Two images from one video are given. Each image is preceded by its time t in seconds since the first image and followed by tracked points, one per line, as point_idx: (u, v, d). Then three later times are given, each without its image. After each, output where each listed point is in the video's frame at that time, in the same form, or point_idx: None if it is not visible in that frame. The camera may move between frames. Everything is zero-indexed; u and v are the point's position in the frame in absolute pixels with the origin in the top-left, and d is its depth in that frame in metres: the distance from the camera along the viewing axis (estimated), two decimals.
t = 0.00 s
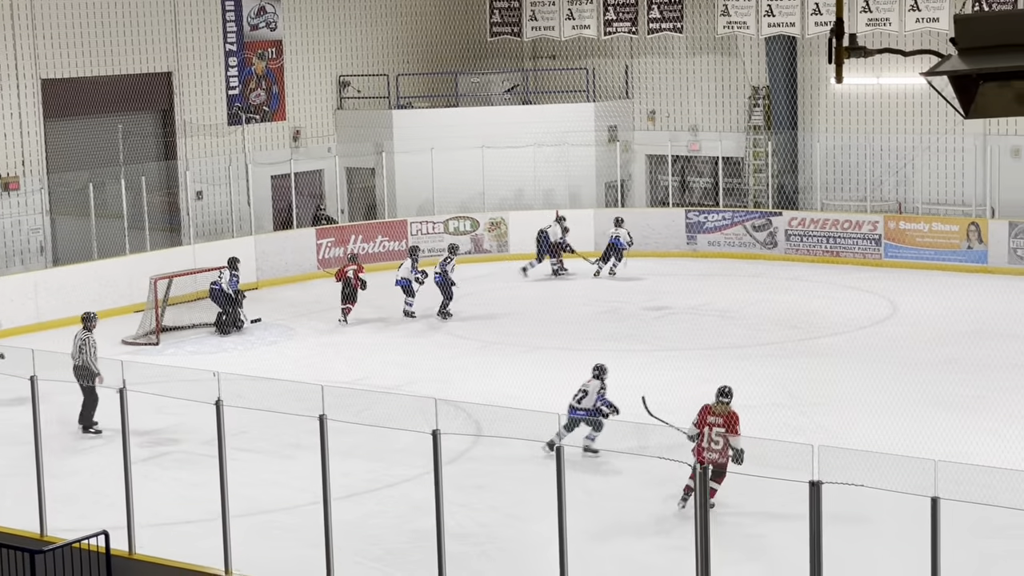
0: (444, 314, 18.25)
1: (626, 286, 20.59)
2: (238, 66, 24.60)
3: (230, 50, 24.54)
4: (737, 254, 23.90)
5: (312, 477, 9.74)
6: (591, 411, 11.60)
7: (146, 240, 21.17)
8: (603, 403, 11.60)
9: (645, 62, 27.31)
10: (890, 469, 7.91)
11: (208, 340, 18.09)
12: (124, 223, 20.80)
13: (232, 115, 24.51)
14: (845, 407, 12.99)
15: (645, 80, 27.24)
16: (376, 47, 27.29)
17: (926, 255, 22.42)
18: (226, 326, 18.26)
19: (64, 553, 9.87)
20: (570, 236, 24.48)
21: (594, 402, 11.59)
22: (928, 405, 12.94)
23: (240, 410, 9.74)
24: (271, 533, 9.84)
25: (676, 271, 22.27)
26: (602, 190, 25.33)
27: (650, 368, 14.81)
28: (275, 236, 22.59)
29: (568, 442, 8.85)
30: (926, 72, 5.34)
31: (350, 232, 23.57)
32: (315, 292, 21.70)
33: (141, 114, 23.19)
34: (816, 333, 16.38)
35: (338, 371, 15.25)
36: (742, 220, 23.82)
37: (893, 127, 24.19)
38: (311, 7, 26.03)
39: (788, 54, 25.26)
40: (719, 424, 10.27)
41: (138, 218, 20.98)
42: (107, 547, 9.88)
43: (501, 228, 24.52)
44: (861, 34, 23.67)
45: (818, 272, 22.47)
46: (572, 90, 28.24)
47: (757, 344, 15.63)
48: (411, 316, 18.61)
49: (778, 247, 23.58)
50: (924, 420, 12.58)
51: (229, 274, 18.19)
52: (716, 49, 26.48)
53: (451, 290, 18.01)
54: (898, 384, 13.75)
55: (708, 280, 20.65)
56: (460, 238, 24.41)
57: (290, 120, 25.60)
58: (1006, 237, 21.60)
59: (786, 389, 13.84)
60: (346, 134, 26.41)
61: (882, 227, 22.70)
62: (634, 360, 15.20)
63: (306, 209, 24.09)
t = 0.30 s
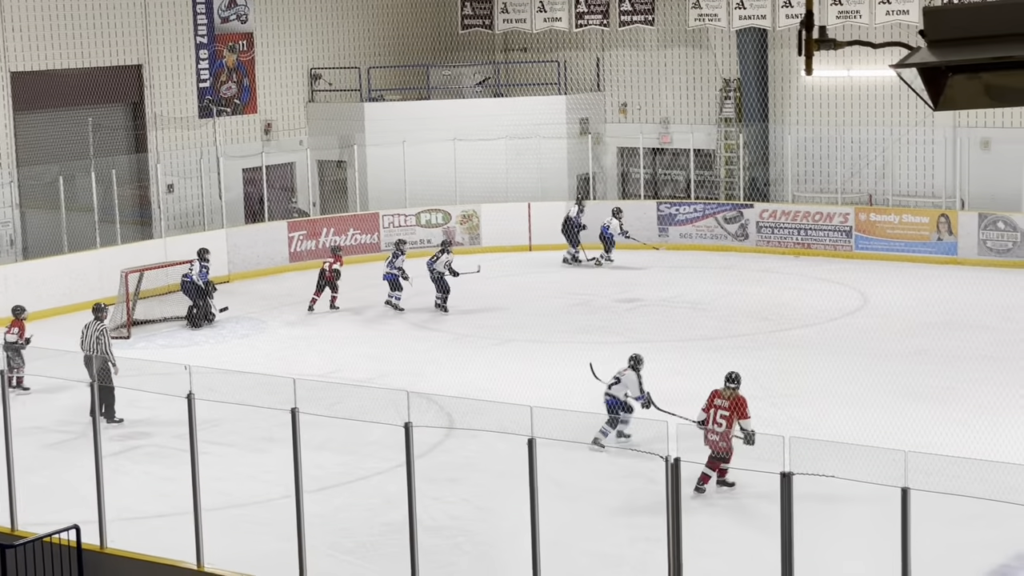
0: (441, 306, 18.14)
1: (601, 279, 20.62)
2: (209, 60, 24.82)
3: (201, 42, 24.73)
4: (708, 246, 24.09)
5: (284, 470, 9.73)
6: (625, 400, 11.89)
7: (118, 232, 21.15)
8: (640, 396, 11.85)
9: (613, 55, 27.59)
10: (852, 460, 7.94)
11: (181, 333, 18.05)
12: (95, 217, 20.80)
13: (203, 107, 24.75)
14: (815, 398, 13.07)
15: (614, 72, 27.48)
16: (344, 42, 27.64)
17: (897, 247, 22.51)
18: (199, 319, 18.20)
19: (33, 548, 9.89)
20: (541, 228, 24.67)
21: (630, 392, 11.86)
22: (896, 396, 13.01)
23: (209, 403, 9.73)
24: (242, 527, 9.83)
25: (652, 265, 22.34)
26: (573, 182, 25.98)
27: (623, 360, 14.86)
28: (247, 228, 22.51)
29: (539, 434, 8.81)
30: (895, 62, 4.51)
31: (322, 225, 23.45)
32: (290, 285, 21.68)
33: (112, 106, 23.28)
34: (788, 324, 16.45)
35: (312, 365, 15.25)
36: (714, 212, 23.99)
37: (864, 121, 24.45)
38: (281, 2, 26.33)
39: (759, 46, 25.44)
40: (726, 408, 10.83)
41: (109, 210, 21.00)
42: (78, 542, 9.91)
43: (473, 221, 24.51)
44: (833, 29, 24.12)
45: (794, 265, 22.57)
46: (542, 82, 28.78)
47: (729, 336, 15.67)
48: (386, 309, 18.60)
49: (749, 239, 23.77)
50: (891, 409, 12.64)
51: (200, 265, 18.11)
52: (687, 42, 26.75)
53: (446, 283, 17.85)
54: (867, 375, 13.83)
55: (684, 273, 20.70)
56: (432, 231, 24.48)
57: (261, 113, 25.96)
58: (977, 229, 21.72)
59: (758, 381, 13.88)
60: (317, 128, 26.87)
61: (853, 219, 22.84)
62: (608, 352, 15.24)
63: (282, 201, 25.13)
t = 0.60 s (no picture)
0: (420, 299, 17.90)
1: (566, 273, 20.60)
2: (165, 51, 24.81)
3: (158, 34, 24.70)
4: (667, 237, 24.69)
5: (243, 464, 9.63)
6: (650, 381, 11.74)
7: (74, 226, 21.19)
8: (663, 376, 11.71)
9: (572, 47, 27.83)
10: (812, 450, 7.94)
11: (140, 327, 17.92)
12: (50, 210, 20.85)
13: (160, 100, 24.72)
14: (776, 389, 13.09)
15: (573, 60, 27.83)
16: (302, 34, 27.86)
17: (853, 236, 23.22)
18: (151, 313, 18.18)
19: None
20: (498, 218, 25.14)
21: (654, 373, 11.69)
22: (856, 386, 13.04)
23: (167, 395, 9.73)
24: (202, 521, 9.75)
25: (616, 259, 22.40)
26: (534, 174, 25.74)
27: (586, 352, 14.85)
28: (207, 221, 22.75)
29: (500, 424, 8.91)
30: (847, 55, 5.48)
31: (282, 217, 23.74)
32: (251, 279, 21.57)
33: (65, 99, 23.32)
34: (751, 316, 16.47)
35: (274, 357, 15.18)
36: (673, 203, 24.60)
37: (819, 112, 24.91)
38: None
39: (717, 37, 25.76)
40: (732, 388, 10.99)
41: (64, 205, 21.04)
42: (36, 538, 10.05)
43: (433, 212, 25.03)
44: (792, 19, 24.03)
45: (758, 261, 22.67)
46: (501, 73, 28.77)
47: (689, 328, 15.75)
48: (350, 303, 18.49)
49: (708, 229, 24.39)
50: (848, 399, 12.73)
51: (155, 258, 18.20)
52: (645, 32, 26.97)
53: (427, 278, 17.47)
54: (828, 365, 13.87)
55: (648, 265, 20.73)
56: (392, 222, 24.86)
57: (219, 105, 25.83)
58: (932, 219, 22.53)
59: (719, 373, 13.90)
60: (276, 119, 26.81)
61: (811, 210, 23.50)
62: (571, 344, 15.22)
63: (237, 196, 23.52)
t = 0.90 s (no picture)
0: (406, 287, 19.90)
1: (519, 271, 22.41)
2: (159, 76, 26.90)
3: (152, 62, 26.82)
4: (591, 234, 27.35)
5: (232, 433, 11.16)
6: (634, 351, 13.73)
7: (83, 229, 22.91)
8: (644, 347, 13.65)
9: (512, 70, 31.01)
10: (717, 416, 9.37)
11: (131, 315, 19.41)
12: (62, 215, 22.55)
13: (154, 118, 26.69)
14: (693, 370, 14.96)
15: (511, 85, 31.01)
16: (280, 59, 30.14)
17: (749, 232, 25.91)
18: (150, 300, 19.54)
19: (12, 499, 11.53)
20: (446, 220, 27.02)
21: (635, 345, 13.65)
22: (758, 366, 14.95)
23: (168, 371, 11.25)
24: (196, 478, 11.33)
25: (565, 257, 24.31)
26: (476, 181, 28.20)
27: (524, 342, 16.28)
28: (196, 224, 24.44)
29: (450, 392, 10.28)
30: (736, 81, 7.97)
31: (260, 218, 25.40)
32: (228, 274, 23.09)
33: (71, 117, 25.28)
34: (680, 320, 18.25)
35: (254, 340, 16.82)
36: (597, 204, 27.22)
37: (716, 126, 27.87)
38: (222, 18, 28.64)
39: (633, 65, 28.76)
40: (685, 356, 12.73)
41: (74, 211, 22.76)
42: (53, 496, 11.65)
43: (391, 214, 26.82)
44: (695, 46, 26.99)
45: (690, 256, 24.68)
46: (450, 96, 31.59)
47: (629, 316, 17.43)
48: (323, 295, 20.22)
49: (625, 226, 27.04)
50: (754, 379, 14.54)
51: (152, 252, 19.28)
52: (570, 60, 30.10)
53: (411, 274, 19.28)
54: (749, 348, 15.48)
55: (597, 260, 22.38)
56: (355, 223, 26.61)
57: (207, 122, 27.95)
58: (814, 217, 25.25)
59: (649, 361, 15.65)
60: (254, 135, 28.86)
61: (712, 209, 26.24)
62: (516, 332, 16.92)
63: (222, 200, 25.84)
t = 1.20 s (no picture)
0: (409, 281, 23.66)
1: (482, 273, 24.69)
2: (175, 103, 29.95)
3: (169, 90, 29.81)
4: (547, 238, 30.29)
5: (233, 407, 12.34)
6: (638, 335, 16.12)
7: (111, 233, 25.93)
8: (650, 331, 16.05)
9: (478, 97, 33.88)
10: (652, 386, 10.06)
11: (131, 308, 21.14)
12: (92, 221, 25.48)
13: (171, 138, 29.89)
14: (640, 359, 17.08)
15: (478, 109, 33.86)
16: (279, 88, 33.06)
17: (679, 234, 28.76)
18: (172, 294, 22.70)
19: (50, 465, 13.07)
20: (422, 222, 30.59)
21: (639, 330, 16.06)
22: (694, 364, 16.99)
23: (183, 354, 12.53)
24: (208, 446, 12.62)
25: (526, 260, 26.38)
26: (446, 193, 31.11)
27: (501, 335, 18.89)
28: (210, 229, 27.84)
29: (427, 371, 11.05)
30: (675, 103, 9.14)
31: (264, 224, 28.93)
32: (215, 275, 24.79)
33: (101, 138, 28.25)
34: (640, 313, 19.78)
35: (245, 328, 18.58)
36: (550, 212, 30.11)
37: (655, 144, 30.90)
38: (230, 54, 31.55)
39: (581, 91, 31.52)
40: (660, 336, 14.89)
41: (102, 217, 25.69)
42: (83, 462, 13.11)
43: (376, 219, 30.31)
44: (633, 77, 29.57)
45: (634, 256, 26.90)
46: (424, 119, 34.69)
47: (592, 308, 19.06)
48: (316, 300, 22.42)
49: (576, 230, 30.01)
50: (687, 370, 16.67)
51: (165, 254, 22.28)
52: (528, 87, 33.00)
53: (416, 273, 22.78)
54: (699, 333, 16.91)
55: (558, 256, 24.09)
56: (345, 229, 30.16)
57: (216, 142, 31.18)
58: (736, 221, 28.08)
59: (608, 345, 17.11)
60: (259, 153, 32.14)
61: (648, 215, 28.97)
62: (492, 328, 19.40)
63: (230, 209, 28.55)
